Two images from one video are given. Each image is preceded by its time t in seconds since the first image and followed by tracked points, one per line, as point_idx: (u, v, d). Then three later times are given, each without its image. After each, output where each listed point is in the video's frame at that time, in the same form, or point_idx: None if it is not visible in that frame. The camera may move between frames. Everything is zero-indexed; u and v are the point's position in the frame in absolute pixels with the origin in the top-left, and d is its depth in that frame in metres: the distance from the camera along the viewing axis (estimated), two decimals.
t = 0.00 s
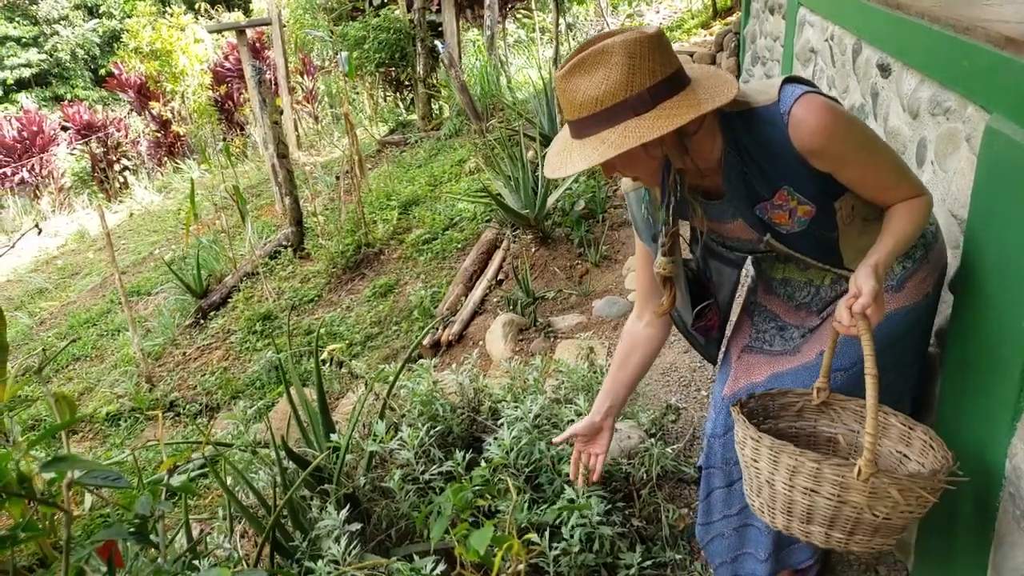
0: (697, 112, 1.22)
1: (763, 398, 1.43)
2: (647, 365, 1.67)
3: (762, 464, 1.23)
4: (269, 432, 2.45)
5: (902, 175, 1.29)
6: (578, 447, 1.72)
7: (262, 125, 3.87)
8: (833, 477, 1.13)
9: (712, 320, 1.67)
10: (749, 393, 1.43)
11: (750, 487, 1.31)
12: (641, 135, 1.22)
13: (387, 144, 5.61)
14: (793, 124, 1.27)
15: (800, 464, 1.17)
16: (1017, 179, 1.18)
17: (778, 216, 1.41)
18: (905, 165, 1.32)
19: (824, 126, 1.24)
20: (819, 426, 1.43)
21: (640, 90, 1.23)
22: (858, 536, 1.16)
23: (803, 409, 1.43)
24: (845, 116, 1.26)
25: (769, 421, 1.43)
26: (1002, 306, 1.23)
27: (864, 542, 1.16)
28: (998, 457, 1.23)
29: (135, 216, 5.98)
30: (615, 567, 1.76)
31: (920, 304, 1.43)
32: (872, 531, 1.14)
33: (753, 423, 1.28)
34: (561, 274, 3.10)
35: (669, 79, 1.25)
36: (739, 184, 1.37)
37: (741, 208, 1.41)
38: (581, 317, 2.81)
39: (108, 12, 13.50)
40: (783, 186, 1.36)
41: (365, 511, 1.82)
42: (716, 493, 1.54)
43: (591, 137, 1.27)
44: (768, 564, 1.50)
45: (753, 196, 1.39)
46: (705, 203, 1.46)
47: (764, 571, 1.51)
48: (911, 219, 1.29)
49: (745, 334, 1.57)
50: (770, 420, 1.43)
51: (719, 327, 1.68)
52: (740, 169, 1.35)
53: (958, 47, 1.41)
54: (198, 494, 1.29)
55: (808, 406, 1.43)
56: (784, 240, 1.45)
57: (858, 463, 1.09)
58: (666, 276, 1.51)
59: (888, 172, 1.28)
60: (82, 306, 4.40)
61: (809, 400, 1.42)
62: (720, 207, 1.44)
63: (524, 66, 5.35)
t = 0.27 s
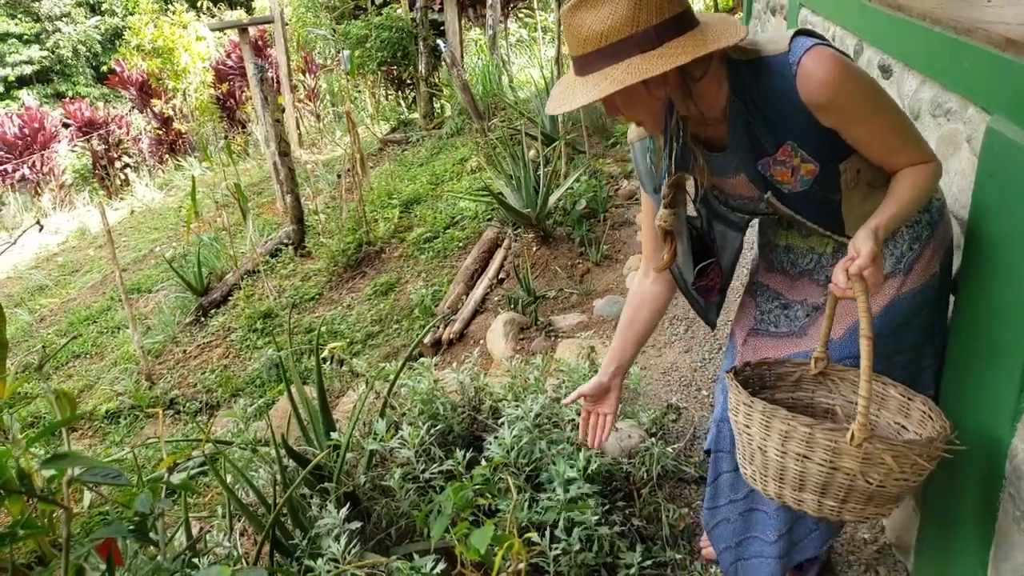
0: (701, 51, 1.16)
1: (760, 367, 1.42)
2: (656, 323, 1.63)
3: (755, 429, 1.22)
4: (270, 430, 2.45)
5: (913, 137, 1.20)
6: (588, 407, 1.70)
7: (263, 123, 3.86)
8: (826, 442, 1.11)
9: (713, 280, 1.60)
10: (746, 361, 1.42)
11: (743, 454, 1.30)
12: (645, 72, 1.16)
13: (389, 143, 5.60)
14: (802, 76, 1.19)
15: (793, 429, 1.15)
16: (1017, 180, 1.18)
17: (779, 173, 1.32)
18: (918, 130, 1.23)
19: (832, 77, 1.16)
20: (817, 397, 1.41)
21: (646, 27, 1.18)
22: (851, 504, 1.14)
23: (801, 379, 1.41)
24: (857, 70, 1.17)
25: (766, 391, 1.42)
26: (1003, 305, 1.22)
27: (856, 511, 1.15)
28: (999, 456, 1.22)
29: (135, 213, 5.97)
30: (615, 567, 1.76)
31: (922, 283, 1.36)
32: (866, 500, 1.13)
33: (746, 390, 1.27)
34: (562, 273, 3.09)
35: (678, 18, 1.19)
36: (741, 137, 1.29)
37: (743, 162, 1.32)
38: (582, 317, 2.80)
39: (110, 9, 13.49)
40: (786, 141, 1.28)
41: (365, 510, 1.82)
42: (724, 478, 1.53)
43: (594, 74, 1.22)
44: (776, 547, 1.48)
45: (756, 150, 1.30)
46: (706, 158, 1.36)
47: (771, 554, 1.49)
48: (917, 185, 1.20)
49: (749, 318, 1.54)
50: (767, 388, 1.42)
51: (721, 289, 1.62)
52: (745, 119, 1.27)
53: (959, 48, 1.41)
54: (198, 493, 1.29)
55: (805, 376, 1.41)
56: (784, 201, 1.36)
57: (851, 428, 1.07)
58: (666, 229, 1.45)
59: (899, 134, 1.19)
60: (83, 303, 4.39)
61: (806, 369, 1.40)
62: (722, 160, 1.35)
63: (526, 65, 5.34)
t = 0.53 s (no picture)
0: None
1: (756, 320, 1.37)
2: (671, 259, 1.58)
3: (747, 378, 1.17)
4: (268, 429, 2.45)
5: (933, 86, 1.11)
6: (602, 341, 1.69)
7: (261, 123, 3.85)
8: (818, 390, 1.07)
9: (715, 224, 1.50)
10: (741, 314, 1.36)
11: (735, 404, 1.26)
12: None
13: (388, 143, 5.60)
14: (824, 6, 1.08)
15: (785, 376, 1.10)
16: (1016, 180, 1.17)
17: (785, 111, 1.22)
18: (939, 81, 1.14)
19: (852, 17, 1.06)
20: (819, 353, 1.34)
21: None
22: (843, 456, 1.11)
23: (801, 333, 1.36)
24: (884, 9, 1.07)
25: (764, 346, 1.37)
26: (1002, 305, 1.21)
27: (849, 463, 1.12)
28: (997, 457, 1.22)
29: (134, 213, 5.97)
30: (613, 568, 1.75)
31: (922, 260, 1.31)
32: (859, 452, 1.09)
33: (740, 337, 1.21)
34: (561, 274, 3.09)
35: None
36: (750, 65, 1.19)
37: (750, 95, 1.22)
38: (580, 317, 2.80)
39: (109, 8, 13.47)
40: (797, 78, 1.18)
41: (363, 510, 1.81)
42: (737, 459, 1.49)
43: None
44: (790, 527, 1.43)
45: (765, 82, 1.20)
46: (714, 87, 1.27)
47: (786, 533, 1.45)
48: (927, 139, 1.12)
49: (755, 297, 1.54)
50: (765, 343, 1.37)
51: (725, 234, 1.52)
52: (760, 46, 1.16)
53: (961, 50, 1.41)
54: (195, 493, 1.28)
55: (806, 331, 1.36)
56: (786, 142, 1.26)
57: (845, 375, 1.02)
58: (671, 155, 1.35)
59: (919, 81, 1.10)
60: (80, 302, 4.39)
61: (806, 323, 1.35)
62: (729, 90, 1.25)
63: (525, 65, 5.34)
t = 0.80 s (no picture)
0: None
1: (755, 289, 1.39)
2: (673, 214, 1.54)
3: (743, 341, 1.18)
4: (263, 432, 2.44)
5: (940, 56, 1.17)
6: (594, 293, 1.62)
7: (257, 125, 3.84)
8: (815, 352, 1.08)
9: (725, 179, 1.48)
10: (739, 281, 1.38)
11: (730, 369, 1.26)
12: None
13: (383, 145, 5.59)
14: None
15: (782, 337, 1.11)
16: (1005, 182, 1.18)
17: (789, 65, 1.24)
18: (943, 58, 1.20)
19: None
20: (813, 320, 1.37)
21: None
22: (837, 420, 1.12)
23: (797, 301, 1.39)
24: None
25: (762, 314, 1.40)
26: (994, 305, 1.21)
27: (843, 428, 1.13)
28: (989, 457, 1.22)
29: (128, 216, 5.95)
30: (609, 569, 1.75)
31: (906, 254, 1.31)
32: (854, 415, 1.10)
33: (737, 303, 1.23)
34: (557, 275, 3.09)
35: None
36: (763, 9, 1.22)
37: (759, 43, 1.24)
38: (576, 318, 2.81)
39: (103, 10, 13.40)
40: (804, 29, 1.21)
41: (359, 513, 1.81)
42: (745, 435, 1.52)
43: None
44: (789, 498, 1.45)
45: (776, 32, 1.23)
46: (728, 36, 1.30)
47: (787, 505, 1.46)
48: (930, 106, 1.16)
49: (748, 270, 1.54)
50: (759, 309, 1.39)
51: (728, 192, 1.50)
52: None
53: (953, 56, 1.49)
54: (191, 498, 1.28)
55: (801, 300, 1.38)
56: (783, 102, 1.26)
57: (842, 336, 1.03)
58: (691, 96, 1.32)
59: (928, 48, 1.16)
60: (74, 306, 4.37)
61: (802, 292, 1.37)
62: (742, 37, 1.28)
63: (520, 67, 5.34)
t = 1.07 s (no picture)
0: None
1: (751, 315, 1.36)
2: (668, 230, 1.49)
3: (737, 367, 1.17)
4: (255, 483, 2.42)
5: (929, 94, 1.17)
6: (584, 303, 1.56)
7: (250, 173, 3.87)
8: (806, 375, 1.07)
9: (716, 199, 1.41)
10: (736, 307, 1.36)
11: (727, 397, 1.25)
12: None
13: (376, 191, 5.63)
14: None
15: (773, 363, 1.11)
16: (980, 232, 1.22)
17: (779, 83, 1.23)
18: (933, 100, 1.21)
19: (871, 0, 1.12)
20: (812, 344, 1.35)
21: None
22: (833, 443, 1.10)
23: (796, 327, 1.35)
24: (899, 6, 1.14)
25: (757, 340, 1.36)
26: (972, 352, 1.26)
27: (840, 451, 1.11)
28: (977, 501, 1.25)
29: (120, 263, 5.96)
30: None
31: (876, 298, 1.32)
32: (850, 438, 1.09)
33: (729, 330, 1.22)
34: (550, 318, 3.09)
35: None
36: (763, 22, 1.21)
37: (753, 57, 1.23)
38: (570, 363, 2.81)
39: (98, 60, 13.56)
40: (799, 49, 1.20)
41: (351, 567, 1.78)
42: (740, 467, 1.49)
43: None
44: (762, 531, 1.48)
45: (770, 47, 1.22)
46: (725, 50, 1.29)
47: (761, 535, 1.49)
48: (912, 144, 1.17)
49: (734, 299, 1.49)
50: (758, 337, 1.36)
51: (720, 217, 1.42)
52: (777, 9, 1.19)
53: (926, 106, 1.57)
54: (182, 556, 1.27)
55: (800, 325, 1.35)
56: (768, 121, 1.26)
57: (830, 359, 1.03)
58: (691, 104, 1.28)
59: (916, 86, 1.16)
60: (64, 356, 4.34)
61: (800, 317, 1.34)
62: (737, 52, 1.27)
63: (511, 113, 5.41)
